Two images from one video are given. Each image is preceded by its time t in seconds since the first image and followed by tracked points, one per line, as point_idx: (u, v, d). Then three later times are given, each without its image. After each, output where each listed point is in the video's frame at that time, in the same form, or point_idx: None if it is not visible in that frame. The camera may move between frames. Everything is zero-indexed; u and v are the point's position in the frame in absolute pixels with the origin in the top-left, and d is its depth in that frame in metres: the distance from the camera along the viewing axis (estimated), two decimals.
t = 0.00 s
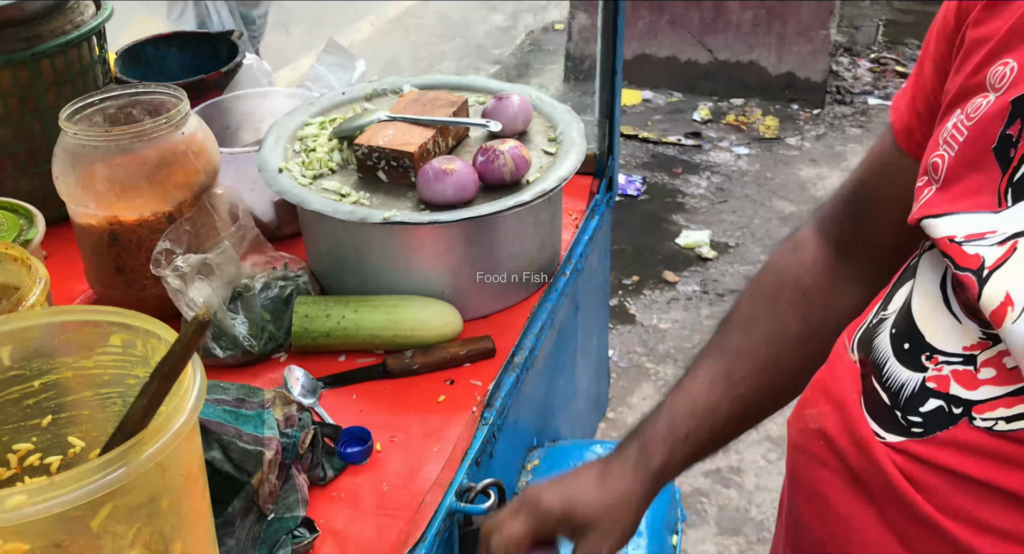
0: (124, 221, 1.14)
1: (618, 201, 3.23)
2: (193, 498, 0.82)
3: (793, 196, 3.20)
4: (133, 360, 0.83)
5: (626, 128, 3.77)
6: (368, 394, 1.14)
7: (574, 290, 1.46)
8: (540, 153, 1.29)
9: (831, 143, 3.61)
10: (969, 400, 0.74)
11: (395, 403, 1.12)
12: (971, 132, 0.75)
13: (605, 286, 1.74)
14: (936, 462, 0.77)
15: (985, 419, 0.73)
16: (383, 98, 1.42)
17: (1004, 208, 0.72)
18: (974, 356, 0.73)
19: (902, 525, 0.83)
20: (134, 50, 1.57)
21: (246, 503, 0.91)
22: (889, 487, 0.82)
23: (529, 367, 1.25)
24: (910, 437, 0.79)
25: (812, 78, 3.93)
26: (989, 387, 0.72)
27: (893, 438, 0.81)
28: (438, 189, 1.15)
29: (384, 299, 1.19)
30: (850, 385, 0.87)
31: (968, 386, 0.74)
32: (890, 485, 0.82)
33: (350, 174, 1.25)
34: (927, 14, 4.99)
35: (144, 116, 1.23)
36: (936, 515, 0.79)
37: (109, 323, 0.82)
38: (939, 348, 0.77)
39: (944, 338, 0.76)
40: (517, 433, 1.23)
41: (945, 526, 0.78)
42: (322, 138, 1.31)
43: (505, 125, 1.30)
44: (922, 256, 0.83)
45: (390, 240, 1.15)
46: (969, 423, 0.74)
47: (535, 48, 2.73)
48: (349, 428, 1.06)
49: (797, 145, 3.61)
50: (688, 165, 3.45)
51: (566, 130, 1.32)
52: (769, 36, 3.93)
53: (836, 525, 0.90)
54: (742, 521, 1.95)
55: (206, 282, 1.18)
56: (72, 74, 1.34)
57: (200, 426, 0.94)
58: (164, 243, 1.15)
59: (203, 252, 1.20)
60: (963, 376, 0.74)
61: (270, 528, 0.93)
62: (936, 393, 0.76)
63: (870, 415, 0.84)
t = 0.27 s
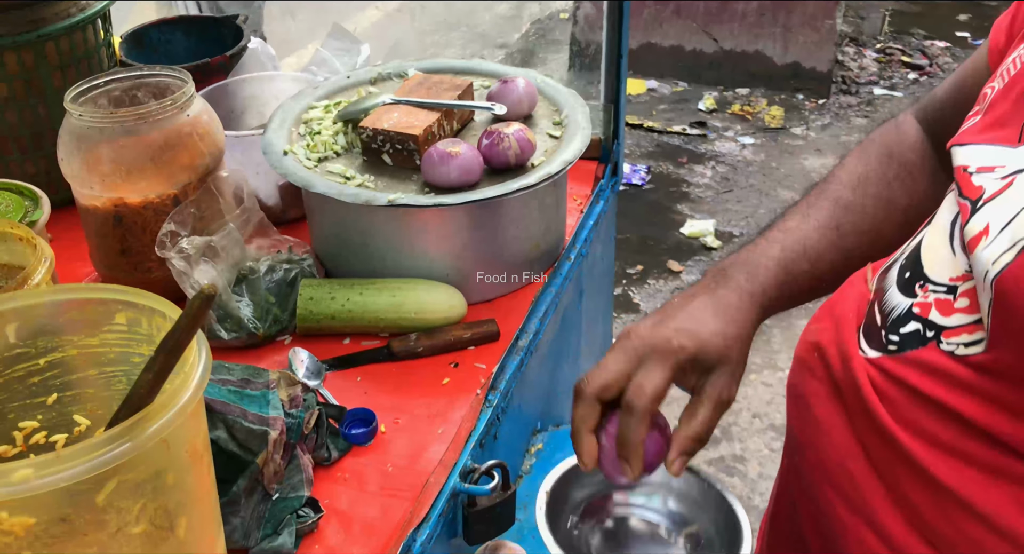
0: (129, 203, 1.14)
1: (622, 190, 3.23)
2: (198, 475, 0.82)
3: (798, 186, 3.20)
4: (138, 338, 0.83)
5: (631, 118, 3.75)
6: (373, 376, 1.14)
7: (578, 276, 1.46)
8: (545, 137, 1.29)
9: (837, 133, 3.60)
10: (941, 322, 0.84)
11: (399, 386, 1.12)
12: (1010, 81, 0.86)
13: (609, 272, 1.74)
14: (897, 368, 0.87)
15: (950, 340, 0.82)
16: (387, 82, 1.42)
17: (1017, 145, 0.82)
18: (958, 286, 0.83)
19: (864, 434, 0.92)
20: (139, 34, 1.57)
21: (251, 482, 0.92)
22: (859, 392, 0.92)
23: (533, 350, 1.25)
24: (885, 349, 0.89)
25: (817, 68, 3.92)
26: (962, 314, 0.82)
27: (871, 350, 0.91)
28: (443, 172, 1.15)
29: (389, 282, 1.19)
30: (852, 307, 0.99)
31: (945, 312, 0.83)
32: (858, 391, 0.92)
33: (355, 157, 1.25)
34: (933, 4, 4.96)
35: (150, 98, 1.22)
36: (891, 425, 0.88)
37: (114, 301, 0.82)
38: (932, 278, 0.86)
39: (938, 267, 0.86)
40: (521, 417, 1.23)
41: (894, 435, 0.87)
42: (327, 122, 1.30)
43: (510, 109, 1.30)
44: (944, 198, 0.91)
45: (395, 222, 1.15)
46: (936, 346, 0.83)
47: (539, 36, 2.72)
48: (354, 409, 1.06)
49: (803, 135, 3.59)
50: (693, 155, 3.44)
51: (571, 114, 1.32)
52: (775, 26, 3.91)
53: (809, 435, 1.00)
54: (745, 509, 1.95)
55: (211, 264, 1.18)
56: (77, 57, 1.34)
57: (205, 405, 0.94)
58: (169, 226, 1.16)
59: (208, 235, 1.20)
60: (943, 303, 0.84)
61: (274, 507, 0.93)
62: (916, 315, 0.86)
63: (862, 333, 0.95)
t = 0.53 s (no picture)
0: (133, 193, 1.14)
1: (625, 182, 3.22)
2: (201, 463, 0.82)
3: (801, 178, 3.19)
4: (142, 327, 0.83)
5: (634, 110, 3.75)
6: (376, 366, 1.14)
7: (581, 266, 1.46)
8: (548, 127, 1.29)
9: (840, 126, 3.59)
10: (954, 259, 0.85)
11: (402, 376, 1.12)
12: None
13: (612, 263, 1.74)
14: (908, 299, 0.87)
15: (957, 277, 0.83)
16: (390, 73, 1.41)
17: None
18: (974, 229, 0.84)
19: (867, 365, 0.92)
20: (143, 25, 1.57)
21: (255, 471, 0.92)
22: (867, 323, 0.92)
23: (536, 341, 1.25)
24: (899, 285, 0.90)
25: (821, 60, 3.90)
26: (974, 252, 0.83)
27: (888, 286, 0.92)
28: (446, 163, 1.15)
29: (392, 273, 1.19)
30: (879, 251, 1.00)
31: (959, 253, 0.85)
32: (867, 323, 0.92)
33: (358, 148, 1.25)
34: None
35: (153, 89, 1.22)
36: (889, 352, 0.87)
37: (118, 290, 0.82)
38: (951, 223, 0.88)
39: (960, 214, 0.88)
40: (524, 407, 1.24)
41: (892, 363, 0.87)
42: (330, 112, 1.30)
43: (513, 99, 1.30)
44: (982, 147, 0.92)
45: (398, 213, 1.15)
46: (944, 282, 0.85)
47: (541, 28, 2.72)
48: (357, 399, 1.07)
49: (806, 127, 3.58)
50: (696, 147, 3.43)
51: (574, 104, 1.32)
52: (778, 18, 3.90)
53: (817, 369, 0.99)
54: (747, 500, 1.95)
55: (214, 255, 1.19)
56: (81, 48, 1.35)
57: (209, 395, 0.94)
58: (173, 215, 1.16)
59: (212, 225, 1.21)
60: (957, 245, 0.85)
61: (278, 496, 0.94)
62: (931, 255, 0.88)
63: (883, 274, 0.95)
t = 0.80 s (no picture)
0: (132, 192, 1.15)
1: (624, 180, 3.22)
2: (200, 461, 0.83)
3: (799, 175, 3.19)
4: (140, 325, 0.84)
5: (633, 107, 3.75)
6: (374, 364, 1.15)
7: (579, 264, 1.46)
8: (546, 125, 1.29)
9: (839, 122, 3.59)
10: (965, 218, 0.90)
11: (400, 374, 1.13)
12: None
13: (610, 261, 1.74)
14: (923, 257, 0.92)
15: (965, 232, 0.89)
16: (388, 72, 1.42)
17: None
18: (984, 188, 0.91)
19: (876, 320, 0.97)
20: (141, 24, 1.57)
21: (253, 468, 0.92)
22: (881, 281, 0.98)
23: (534, 338, 1.26)
24: (911, 242, 0.97)
25: (820, 57, 3.90)
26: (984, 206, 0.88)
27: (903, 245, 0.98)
28: (444, 161, 1.15)
29: (390, 270, 1.20)
30: (900, 217, 1.05)
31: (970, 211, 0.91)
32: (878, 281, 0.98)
33: (356, 146, 1.26)
34: None
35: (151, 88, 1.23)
36: (897, 308, 0.93)
37: (116, 289, 0.83)
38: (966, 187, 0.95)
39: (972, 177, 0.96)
40: (522, 404, 1.24)
41: (895, 317, 0.93)
42: (328, 111, 1.31)
43: (511, 97, 1.30)
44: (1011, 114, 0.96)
45: (396, 211, 1.16)
46: (953, 238, 0.90)
47: (538, 25, 2.72)
48: (355, 397, 1.07)
49: (805, 124, 3.58)
50: (695, 144, 3.43)
51: (571, 102, 1.32)
52: (777, 14, 3.90)
53: (836, 327, 1.04)
54: (746, 496, 1.96)
55: (213, 253, 1.18)
56: (79, 47, 1.35)
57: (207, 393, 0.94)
58: (171, 214, 1.16)
59: (210, 224, 1.21)
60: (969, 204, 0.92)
61: (277, 494, 0.94)
62: (944, 216, 0.94)
63: (897, 237, 1.01)
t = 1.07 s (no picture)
0: (124, 200, 1.14)
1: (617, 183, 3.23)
2: (194, 470, 0.82)
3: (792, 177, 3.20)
4: (133, 335, 0.83)
5: (625, 111, 3.75)
6: (368, 371, 1.14)
7: (573, 269, 1.46)
8: (539, 129, 1.29)
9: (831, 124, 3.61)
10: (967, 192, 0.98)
11: (394, 380, 1.12)
12: None
13: (604, 265, 1.74)
14: (924, 232, 1.00)
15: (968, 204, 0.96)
16: (381, 77, 1.42)
17: None
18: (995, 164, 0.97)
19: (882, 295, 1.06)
20: (132, 31, 1.57)
21: (247, 477, 0.92)
22: (887, 260, 1.07)
23: (528, 343, 1.26)
24: (920, 217, 1.05)
25: (812, 59, 3.92)
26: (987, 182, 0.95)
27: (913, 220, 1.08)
28: (437, 166, 1.15)
29: (384, 277, 1.20)
30: (910, 201, 1.15)
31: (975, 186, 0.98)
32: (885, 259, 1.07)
33: (349, 152, 1.25)
34: None
35: (143, 95, 1.22)
36: (898, 282, 1.01)
37: (109, 298, 0.82)
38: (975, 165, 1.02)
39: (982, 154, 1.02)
40: (517, 410, 1.24)
41: (894, 290, 1.01)
42: (321, 117, 1.31)
43: (503, 102, 1.30)
44: None
45: (389, 217, 1.15)
46: (956, 212, 0.98)
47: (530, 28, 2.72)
48: (349, 404, 1.07)
49: (797, 127, 3.59)
50: (688, 147, 3.44)
51: (564, 107, 1.32)
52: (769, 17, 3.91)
53: (844, 303, 1.14)
54: (741, 499, 1.96)
55: (205, 260, 1.17)
56: (71, 54, 1.34)
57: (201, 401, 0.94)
58: (164, 222, 1.15)
59: (203, 231, 1.20)
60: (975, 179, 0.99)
61: (271, 503, 0.94)
62: (951, 192, 1.02)
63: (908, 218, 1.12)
